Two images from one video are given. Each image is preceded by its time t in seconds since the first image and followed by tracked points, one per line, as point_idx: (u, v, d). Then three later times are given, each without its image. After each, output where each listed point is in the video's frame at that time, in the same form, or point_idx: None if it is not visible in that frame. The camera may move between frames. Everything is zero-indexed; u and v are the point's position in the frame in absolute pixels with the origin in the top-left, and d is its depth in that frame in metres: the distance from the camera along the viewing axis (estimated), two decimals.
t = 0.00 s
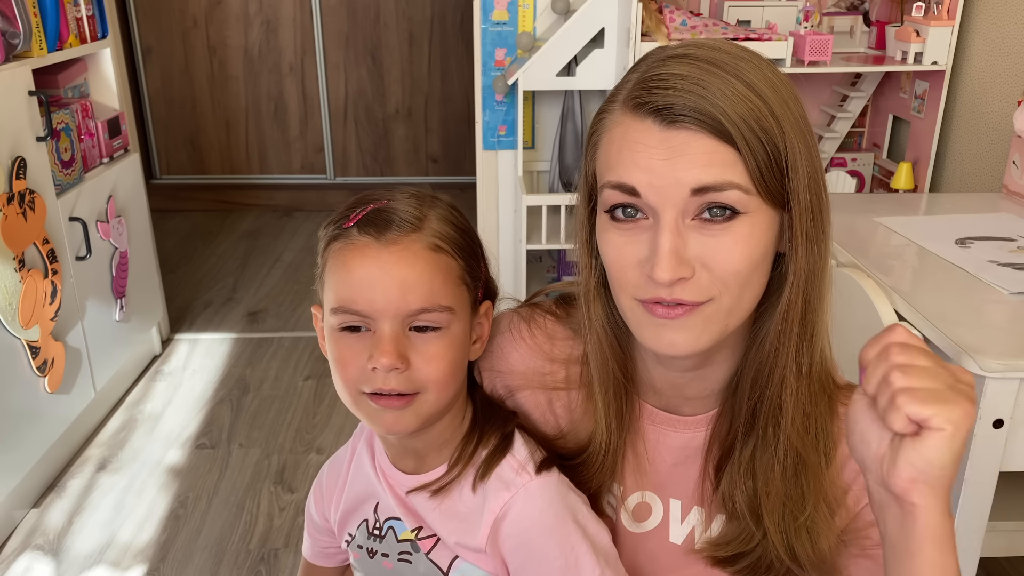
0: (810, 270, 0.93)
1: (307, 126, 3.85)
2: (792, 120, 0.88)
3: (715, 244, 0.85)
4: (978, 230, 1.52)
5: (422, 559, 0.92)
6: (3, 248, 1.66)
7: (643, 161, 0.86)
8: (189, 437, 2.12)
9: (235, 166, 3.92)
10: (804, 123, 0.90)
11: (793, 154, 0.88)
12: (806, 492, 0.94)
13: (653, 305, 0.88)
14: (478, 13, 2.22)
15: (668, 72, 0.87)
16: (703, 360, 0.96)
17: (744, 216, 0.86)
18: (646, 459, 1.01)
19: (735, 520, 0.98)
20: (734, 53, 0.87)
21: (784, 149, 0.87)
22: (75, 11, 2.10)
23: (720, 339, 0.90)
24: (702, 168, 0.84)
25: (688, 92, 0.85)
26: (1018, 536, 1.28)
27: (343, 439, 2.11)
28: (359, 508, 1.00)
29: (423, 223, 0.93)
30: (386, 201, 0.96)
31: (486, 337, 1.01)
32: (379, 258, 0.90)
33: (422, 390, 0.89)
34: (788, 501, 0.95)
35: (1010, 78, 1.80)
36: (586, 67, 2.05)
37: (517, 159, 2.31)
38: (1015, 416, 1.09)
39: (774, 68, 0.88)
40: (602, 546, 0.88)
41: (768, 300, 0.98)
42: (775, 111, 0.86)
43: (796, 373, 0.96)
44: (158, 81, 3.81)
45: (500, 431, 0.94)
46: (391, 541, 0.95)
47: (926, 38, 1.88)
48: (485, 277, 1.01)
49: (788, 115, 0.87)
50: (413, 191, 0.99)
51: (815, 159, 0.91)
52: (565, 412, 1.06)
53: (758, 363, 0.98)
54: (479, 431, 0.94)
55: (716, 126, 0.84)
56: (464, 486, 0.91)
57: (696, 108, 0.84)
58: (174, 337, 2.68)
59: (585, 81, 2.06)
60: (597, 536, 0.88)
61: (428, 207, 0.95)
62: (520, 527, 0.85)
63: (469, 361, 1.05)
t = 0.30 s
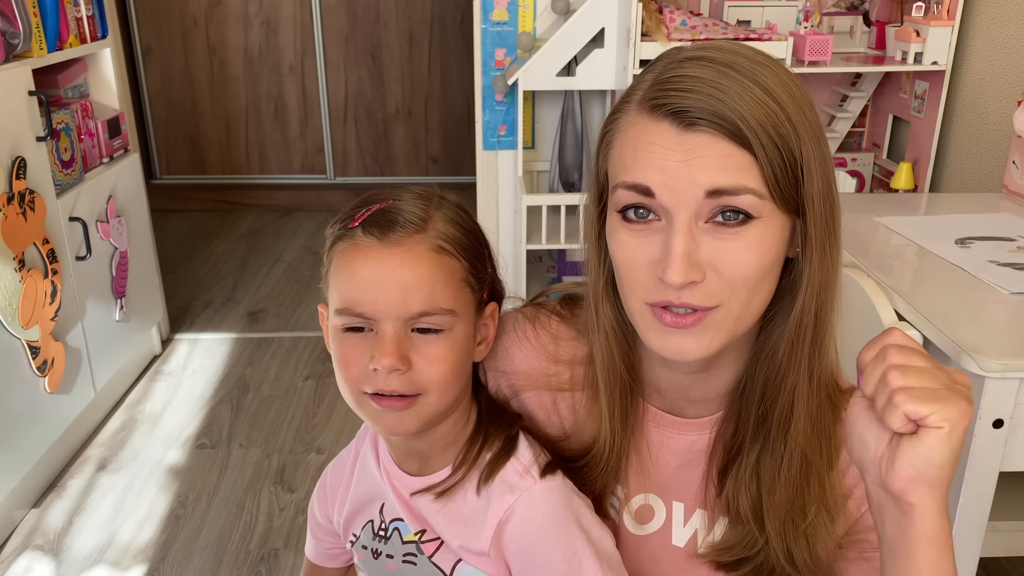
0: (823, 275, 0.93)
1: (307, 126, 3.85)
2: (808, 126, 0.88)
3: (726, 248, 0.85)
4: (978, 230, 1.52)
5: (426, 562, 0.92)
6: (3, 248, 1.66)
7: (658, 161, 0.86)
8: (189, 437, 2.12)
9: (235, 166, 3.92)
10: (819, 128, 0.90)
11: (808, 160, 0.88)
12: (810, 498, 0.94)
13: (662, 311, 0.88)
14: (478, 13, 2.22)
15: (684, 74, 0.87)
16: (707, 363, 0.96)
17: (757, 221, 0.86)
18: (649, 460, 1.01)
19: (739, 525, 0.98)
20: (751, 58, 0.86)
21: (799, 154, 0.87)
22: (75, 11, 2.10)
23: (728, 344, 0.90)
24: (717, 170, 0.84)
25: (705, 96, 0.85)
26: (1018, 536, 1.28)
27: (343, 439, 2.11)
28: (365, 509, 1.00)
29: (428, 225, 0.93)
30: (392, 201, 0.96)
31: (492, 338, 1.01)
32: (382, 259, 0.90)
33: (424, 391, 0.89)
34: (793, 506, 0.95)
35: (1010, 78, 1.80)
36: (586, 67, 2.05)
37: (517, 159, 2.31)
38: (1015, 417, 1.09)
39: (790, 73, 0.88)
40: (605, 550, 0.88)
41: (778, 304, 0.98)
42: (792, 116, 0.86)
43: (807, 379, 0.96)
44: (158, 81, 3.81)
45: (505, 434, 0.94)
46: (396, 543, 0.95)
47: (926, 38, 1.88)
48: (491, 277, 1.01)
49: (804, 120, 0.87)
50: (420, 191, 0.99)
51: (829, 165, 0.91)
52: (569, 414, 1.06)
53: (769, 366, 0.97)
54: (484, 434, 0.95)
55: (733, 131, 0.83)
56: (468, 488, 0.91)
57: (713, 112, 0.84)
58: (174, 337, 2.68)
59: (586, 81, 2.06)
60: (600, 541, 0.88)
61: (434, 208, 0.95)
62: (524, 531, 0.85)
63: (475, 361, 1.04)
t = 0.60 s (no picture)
0: (828, 280, 0.93)
1: (307, 126, 3.85)
2: (815, 130, 0.88)
3: (730, 253, 0.85)
4: (978, 230, 1.52)
5: (426, 560, 0.93)
6: (3, 248, 1.66)
7: (665, 163, 0.86)
8: (189, 437, 2.12)
9: (235, 166, 3.92)
10: (824, 132, 0.90)
11: (815, 165, 0.88)
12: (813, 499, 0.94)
13: (664, 313, 0.88)
14: (478, 13, 2.22)
15: (693, 75, 0.87)
16: (709, 364, 0.95)
17: (762, 226, 0.85)
18: (649, 461, 1.01)
19: (739, 526, 0.98)
20: (759, 60, 0.87)
21: (806, 158, 0.87)
22: (75, 11, 2.10)
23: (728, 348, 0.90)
24: (725, 174, 0.83)
25: (714, 98, 0.85)
26: (1019, 536, 1.28)
27: (343, 440, 2.11)
28: (365, 508, 1.00)
29: (401, 231, 0.92)
30: (367, 208, 0.96)
31: (487, 333, 1.00)
32: (354, 272, 0.89)
33: (408, 399, 0.89)
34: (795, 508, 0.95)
35: (1010, 78, 1.80)
36: (587, 67, 2.05)
37: (517, 159, 2.31)
38: (1015, 417, 1.09)
39: (797, 77, 0.89)
40: (607, 548, 0.88)
41: (779, 308, 0.98)
42: (800, 120, 0.87)
43: (810, 384, 0.96)
44: (158, 81, 3.81)
45: (506, 434, 0.94)
46: (397, 541, 0.95)
47: (926, 38, 1.88)
48: (478, 274, 1.00)
49: (811, 124, 0.88)
50: (394, 194, 0.98)
51: (834, 170, 0.91)
52: (569, 412, 1.06)
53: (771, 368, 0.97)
54: (485, 434, 0.95)
55: (741, 133, 0.84)
56: (470, 488, 0.91)
57: (721, 114, 0.84)
58: (174, 337, 2.68)
59: (586, 81, 2.06)
60: (601, 538, 0.88)
61: (406, 212, 0.95)
62: (526, 529, 0.85)
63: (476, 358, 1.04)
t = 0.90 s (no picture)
0: (830, 286, 0.93)
1: (307, 126, 3.85)
2: (819, 137, 0.88)
3: (731, 256, 0.85)
4: (978, 230, 1.52)
5: (418, 566, 0.94)
6: (2, 248, 1.66)
7: (670, 164, 0.85)
8: (189, 437, 2.12)
9: (235, 166, 3.92)
10: (828, 139, 0.90)
11: (818, 171, 0.88)
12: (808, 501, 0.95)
13: (662, 314, 0.89)
14: (478, 13, 2.22)
15: (701, 76, 0.87)
16: (704, 364, 0.95)
17: (763, 230, 0.85)
18: (644, 460, 1.01)
19: (736, 526, 0.98)
20: (768, 63, 0.86)
21: (810, 165, 0.87)
22: (75, 11, 2.10)
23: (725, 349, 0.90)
24: (729, 178, 0.83)
25: (721, 100, 0.85)
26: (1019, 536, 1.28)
27: (343, 440, 2.11)
28: (355, 516, 1.01)
29: (371, 239, 0.92)
30: (341, 215, 0.96)
31: (472, 339, 1.00)
32: (322, 282, 0.89)
33: (383, 408, 0.89)
34: (791, 511, 0.95)
35: (1010, 78, 1.80)
36: (587, 67, 2.05)
37: (517, 159, 2.31)
38: (1015, 417, 1.09)
39: (804, 83, 0.89)
40: (599, 551, 0.88)
41: (779, 313, 0.97)
42: (805, 126, 0.87)
43: (812, 389, 0.96)
44: (158, 80, 3.81)
45: (494, 439, 0.94)
46: (388, 549, 0.96)
47: (926, 38, 1.88)
48: (458, 280, 0.99)
49: (816, 131, 0.88)
50: (371, 200, 0.98)
51: (836, 177, 0.91)
52: (563, 411, 1.06)
53: (772, 374, 0.97)
54: (472, 439, 0.95)
55: (747, 138, 0.84)
56: (458, 496, 0.92)
57: (729, 117, 0.84)
58: (174, 337, 2.68)
59: (586, 81, 2.06)
60: (593, 540, 0.88)
61: (379, 220, 0.94)
62: (515, 536, 0.86)
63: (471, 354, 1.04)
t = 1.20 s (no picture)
0: (826, 287, 0.93)
1: (307, 126, 3.85)
2: (816, 137, 0.88)
3: (726, 255, 0.85)
4: (977, 230, 1.52)
5: (418, 568, 0.94)
6: (3, 248, 1.66)
7: (666, 162, 0.85)
8: (189, 437, 2.12)
9: (235, 166, 3.92)
10: (825, 140, 0.90)
11: (814, 172, 0.88)
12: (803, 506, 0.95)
13: (656, 315, 0.89)
14: (478, 13, 2.22)
15: (698, 75, 0.87)
16: (698, 368, 0.96)
17: (759, 230, 0.86)
18: (640, 462, 1.01)
19: (729, 534, 0.98)
20: (765, 64, 0.86)
21: (806, 165, 0.87)
22: (75, 11, 2.10)
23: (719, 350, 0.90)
24: (726, 176, 0.83)
25: (718, 99, 0.84)
26: (1018, 537, 1.28)
27: (343, 440, 2.11)
28: (354, 518, 1.01)
29: (405, 231, 0.93)
30: (368, 208, 0.96)
31: (478, 340, 1.00)
32: (358, 270, 0.89)
33: (407, 402, 0.89)
34: (785, 516, 0.95)
35: (1010, 78, 1.80)
36: (587, 67, 2.05)
37: (517, 159, 2.31)
38: (1015, 417, 1.09)
39: (801, 84, 0.88)
40: (601, 551, 0.88)
41: (777, 315, 0.98)
42: (801, 126, 0.86)
43: (807, 394, 0.96)
44: (158, 81, 3.81)
45: (497, 437, 0.94)
46: (387, 551, 0.96)
47: (926, 38, 1.88)
48: (474, 280, 1.01)
49: (813, 131, 0.88)
50: (397, 196, 0.99)
51: (832, 178, 0.91)
52: (559, 415, 1.06)
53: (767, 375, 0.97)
54: (475, 437, 0.94)
55: (743, 136, 0.83)
56: (461, 494, 0.91)
57: (725, 116, 0.84)
58: (174, 337, 2.68)
59: (586, 81, 2.06)
60: (596, 540, 0.88)
61: (410, 213, 0.95)
62: (519, 535, 0.86)
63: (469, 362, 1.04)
